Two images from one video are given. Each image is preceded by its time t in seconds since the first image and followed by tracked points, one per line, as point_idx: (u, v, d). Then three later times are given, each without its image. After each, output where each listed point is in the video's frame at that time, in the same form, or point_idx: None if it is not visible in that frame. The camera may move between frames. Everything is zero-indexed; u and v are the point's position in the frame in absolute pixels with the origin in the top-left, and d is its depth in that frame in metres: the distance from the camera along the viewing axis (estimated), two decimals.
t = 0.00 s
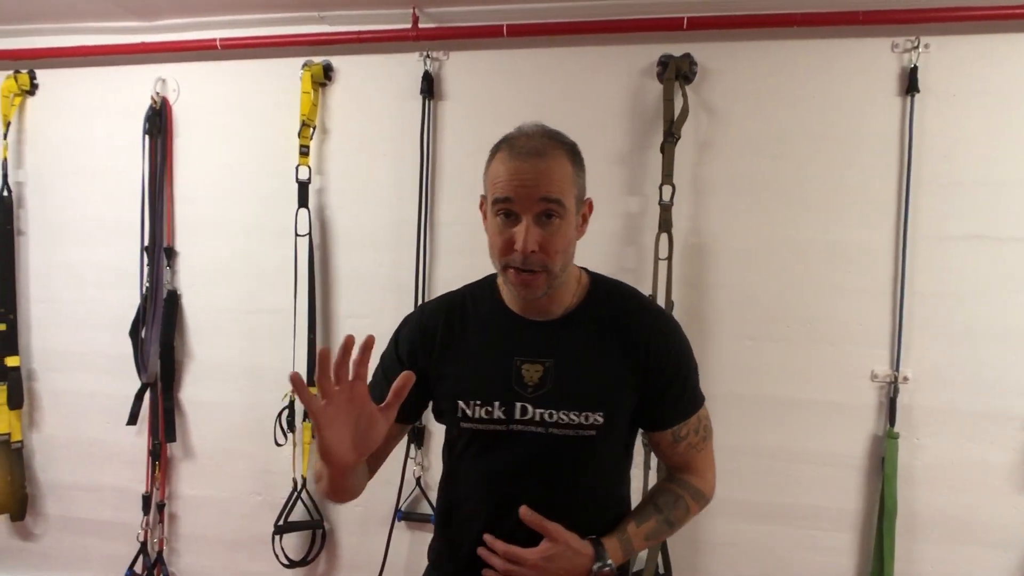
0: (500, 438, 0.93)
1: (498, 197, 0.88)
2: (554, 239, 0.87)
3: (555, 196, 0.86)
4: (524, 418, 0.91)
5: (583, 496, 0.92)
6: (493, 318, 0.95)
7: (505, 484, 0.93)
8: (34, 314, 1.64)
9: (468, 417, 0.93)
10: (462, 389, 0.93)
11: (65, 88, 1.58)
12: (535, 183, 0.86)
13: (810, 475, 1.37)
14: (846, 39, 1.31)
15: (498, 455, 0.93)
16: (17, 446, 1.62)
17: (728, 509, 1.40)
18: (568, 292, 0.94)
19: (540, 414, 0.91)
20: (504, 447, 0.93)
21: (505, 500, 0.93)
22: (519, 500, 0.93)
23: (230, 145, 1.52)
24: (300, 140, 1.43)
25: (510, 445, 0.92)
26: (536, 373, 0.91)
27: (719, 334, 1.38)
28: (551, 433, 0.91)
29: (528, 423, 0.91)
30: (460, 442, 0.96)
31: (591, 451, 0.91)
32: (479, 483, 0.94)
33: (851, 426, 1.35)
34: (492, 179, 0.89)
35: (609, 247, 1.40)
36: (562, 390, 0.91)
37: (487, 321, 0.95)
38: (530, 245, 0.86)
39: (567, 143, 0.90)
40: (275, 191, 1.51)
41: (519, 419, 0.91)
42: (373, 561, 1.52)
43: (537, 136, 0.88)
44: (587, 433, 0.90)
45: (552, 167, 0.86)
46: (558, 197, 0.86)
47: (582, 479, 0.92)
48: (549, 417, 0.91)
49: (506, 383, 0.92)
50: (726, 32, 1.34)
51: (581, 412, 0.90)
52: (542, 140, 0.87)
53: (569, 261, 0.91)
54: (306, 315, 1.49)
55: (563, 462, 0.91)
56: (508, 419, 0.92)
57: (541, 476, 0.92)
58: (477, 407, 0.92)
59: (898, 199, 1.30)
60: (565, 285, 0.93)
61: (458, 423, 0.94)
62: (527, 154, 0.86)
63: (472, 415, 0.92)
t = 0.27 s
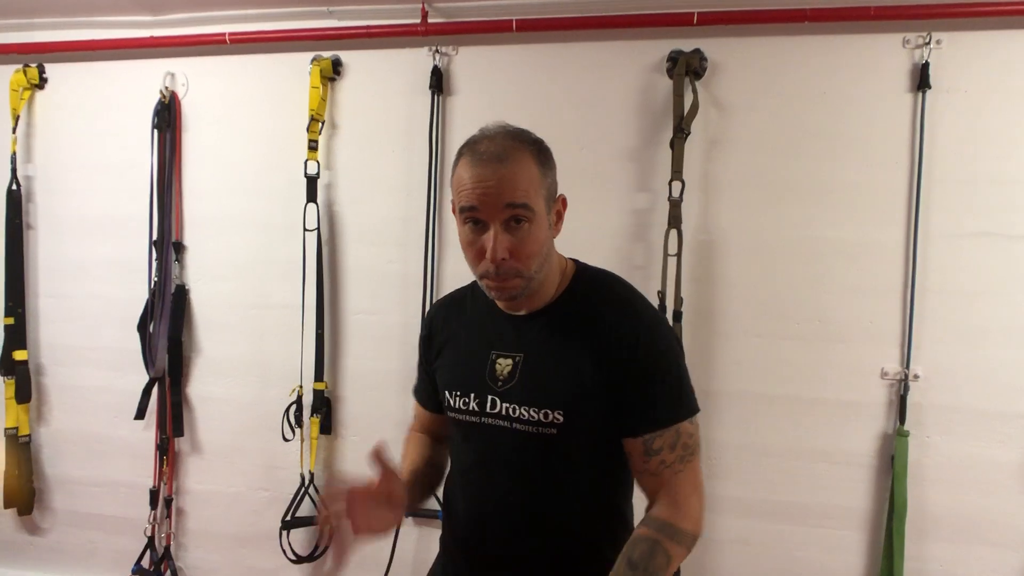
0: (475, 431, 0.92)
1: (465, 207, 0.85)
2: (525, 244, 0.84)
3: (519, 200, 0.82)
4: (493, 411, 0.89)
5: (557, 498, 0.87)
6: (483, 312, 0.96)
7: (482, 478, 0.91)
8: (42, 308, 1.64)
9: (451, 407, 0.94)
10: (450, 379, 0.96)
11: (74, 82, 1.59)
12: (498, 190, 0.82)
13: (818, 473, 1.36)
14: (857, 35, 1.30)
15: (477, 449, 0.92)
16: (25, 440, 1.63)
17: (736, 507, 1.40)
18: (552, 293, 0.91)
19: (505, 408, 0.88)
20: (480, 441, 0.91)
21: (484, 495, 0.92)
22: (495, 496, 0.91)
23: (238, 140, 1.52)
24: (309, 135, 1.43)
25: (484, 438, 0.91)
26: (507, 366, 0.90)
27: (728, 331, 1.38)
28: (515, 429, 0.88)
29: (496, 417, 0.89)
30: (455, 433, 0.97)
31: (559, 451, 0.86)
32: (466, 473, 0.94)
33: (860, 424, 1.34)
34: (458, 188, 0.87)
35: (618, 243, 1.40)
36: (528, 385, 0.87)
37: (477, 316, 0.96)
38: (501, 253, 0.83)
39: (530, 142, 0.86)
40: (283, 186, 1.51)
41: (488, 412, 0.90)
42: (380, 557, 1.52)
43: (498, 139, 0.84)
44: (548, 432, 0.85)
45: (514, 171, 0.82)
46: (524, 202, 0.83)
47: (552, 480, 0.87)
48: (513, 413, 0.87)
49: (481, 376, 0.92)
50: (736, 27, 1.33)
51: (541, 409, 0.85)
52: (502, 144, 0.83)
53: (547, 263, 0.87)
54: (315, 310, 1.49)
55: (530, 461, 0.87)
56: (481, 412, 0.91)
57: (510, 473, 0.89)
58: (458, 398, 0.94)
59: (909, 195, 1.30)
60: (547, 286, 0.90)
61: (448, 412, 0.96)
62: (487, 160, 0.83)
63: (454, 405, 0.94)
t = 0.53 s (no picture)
0: (472, 424, 0.92)
1: (462, 197, 0.85)
2: (522, 235, 0.84)
3: (517, 192, 0.83)
4: (488, 404, 0.90)
5: (552, 493, 0.87)
6: (482, 306, 0.97)
7: (479, 472, 0.92)
8: (43, 307, 1.64)
9: (451, 399, 0.95)
10: (449, 372, 0.97)
11: (75, 80, 1.58)
12: (495, 180, 0.82)
13: (822, 473, 1.36)
14: (862, 35, 1.30)
15: (474, 442, 0.92)
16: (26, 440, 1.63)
17: (739, 507, 1.40)
18: (550, 287, 0.91)
19: (500, 400, 0.89)
20: (477, 434, 0.92)
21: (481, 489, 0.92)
22: (491, 490, 0.91)
23: (240, 138, 1.51)
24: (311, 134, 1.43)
25: (480, 431, 0.91)
26: (503, 359, 0.90)
27: (732, 331, 1.38)
28: (510, 422, 0.88)
29: (491, 409, 0.89)
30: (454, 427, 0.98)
31: (553, 446, 0.86)
32: (464, 466, 0.94)
33: (864, 424, 1.34)
34: (456, 178, 0.87)
35: (622, 243, 1.39)
36: (522, 378, 0.87)
37: (476, 309, 0.97)
38: (499, 245, 0.84)
39: (529, 133, 0.86)
40: (286, 185, 1.50)
41: (484, 405, 0.90)
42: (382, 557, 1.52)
43: (497, 130, 0.85)
44: (542, 425, 0.85)
45: (512, 161, 0.83)
46: (521, 192, 0.83)
47: (547, 474, 0.87)
48: (507, 405, 0.88)
49: (477, 368, 0.92)
50: (741, 26, 1.33)
51: (535, 402, 0.86)
52: (501, 134, 0.84)
53: (544, 256, 0.87)
54: (318, 310, 1.49)
55: (525, 455, 0.87)
56: (477, 405, 0.91)
57: (506, 467, 0.89)
58: (455, 390, 0.94)
59: (913, 196, 1.29)
60: (545, 280, 0.90)
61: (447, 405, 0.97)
62: (485, 150, 0.83)
63: (453, 398, 0.95)
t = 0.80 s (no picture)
0: (472, 419, 0.92)
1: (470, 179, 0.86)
2: (528, 220, 0.86)
3: (525, 176, 0.84)
4: (488, 397, 0.90)
5: (553, 485, 0.87)
6: (480, 300, 0.97)
7: (479, 467, 0.92)
8: (42, 304, 1.64)
9: (449, 394, 0.95)
10: (448, 366, 0.96)
11: (73, 77, 1.58)
12: (504, 162, 0.84)
13: (818, 468, 1.37)
14: (858, 32, 1.30)
15: (473, 436, 0.92)
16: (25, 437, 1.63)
17: (736, 502, 1.40)
18: (551, 276, 0.92)
19: (501, 394, 0.89)
20: (477, 428, 0.92)
21: (481, 483, 0.92)
22: (490, 484, 0.91)
23: (238, 135, 1.52)
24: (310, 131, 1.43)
25: (480, 425, 0.91)
26: (503, 353, 0.90)
27: (729, 327, 1.38)
28: (510, 415, 0.88)
29: (491, 402, 0.90)
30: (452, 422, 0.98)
31: (554, 438, 0.86)
32: (463, 461, 0.94)
33: (860, 419, 1.35)
34: (465, 160, 0.88)
35: (619, 239, 1.40)
36: (523, 372, 0.88)
37: (475, 303, 0.97)
38: (505, 227, 0.85)
39: (538, 121, 0.88)
40: (284, 182, 1.51)
41: (484, 398, 0.90)
42: (381, 552, 1.52)
43: (507, 114, 0.86)
44: (543, 417, 0.85)
45: (521, 145, 0.84)
46: (528, 176, 0.84)
47: (546, 467, 0.87)
48: (508, 398, 0.88)
49: (477, 362, 0.92)
50: (738, 23, 1.33)
51: (536, 394, 0.86)
52: (512, 119, 0.85)
53: (548, 242, 0.89)
54: (316, 306, 1.49)
55: (525, 448, 0.87)
56: (477, 399, 0.91)
57: (506, 460, 0.89)
58: (454, 385, 0.94)
59: (909, 192, 1.30)
60: (546, 269, 0.91)
61: (446, 400, 0.97)
62: (495, 133, 0.84)
63: (451, 392, 0.95)
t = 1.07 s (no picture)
0: (471, 422, 0.92)
1: (462, 177, 0.87)
2: (520, 218, 0.86)
3: (516, 173, 0.85)
4: (487, 401, 0.90)
5: (553, 489, 0.87)
6: (477, 303, 0.97)
7: (479, 471, 0.92)
8: (38, 305, 1.64)
9: (447, 397, 0.95)
10: (445, 370, 0.96)
11: (69, 78, 1.58)
12: (496, 158, 0.85)
13: (815, 467, 1.37)
14: (854, 31, 1.31)
15: (473, 440, 0.92)
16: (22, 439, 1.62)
17: (734, 501, 1.41)
18: (546, 276, 0.92)
19: (500, 398, 0.89)
20: (476, 433, 0.92)
21: (481, 487, 0.92)
22: (491, 488, 0.90)
23: (235, 136, 1.52)
24: (307, 131, 1.43)
25: (479, 429, 0.91)
26: (501, 356, 0.90)
27: (726, 327, 1.39)
28: (510, 419, 0.88)
29: (491, 407, 0.89)
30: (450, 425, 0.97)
31: (554, 441, 0.86)
32: (462, 465, 0.94)
33: (857, 418, 1.35)
34: (458, 159, 0.90)
35: (617, 239, 1.40)
36: (522, 375, 0.88)
37: (472, 306, 0.97)
38: (497, 224, 0.85)
39: (531, 121, 0.89)
40: (281, 182, 1.51)
41: (483, 402, 0.90)
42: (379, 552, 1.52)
43: (499, 113, 0.88)
44: (543, 421, 0.86)
45: (513, 142, 0.85)
46: (519, 172, 0.85)
47: (546, 470, 0.87)
48: (508, 402, 0.88)
49: (475, 366, 0.92)
50: (734, 23, 1.34)
51: (536, 398, 0.86)
52: (503, 117, 0.87)
53: (542, 242, 0.89)
54: (313, 306, 1.49)
55: (525, 452, 0.87)
56: (476, 402, 0.91)
57: (506, 464, 0.89)
58: (452, 388, 0.94)
59: (905, 191, 1.31)
60: (541, 268, 0.91)
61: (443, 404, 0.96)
62: (487, 130, 0.86)
63: (449, 396, 0.94)
